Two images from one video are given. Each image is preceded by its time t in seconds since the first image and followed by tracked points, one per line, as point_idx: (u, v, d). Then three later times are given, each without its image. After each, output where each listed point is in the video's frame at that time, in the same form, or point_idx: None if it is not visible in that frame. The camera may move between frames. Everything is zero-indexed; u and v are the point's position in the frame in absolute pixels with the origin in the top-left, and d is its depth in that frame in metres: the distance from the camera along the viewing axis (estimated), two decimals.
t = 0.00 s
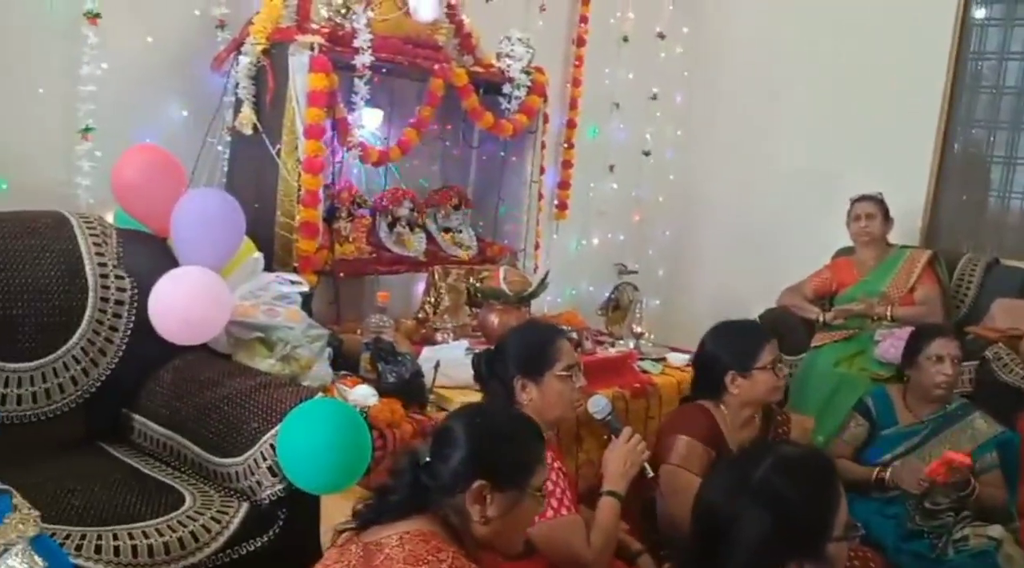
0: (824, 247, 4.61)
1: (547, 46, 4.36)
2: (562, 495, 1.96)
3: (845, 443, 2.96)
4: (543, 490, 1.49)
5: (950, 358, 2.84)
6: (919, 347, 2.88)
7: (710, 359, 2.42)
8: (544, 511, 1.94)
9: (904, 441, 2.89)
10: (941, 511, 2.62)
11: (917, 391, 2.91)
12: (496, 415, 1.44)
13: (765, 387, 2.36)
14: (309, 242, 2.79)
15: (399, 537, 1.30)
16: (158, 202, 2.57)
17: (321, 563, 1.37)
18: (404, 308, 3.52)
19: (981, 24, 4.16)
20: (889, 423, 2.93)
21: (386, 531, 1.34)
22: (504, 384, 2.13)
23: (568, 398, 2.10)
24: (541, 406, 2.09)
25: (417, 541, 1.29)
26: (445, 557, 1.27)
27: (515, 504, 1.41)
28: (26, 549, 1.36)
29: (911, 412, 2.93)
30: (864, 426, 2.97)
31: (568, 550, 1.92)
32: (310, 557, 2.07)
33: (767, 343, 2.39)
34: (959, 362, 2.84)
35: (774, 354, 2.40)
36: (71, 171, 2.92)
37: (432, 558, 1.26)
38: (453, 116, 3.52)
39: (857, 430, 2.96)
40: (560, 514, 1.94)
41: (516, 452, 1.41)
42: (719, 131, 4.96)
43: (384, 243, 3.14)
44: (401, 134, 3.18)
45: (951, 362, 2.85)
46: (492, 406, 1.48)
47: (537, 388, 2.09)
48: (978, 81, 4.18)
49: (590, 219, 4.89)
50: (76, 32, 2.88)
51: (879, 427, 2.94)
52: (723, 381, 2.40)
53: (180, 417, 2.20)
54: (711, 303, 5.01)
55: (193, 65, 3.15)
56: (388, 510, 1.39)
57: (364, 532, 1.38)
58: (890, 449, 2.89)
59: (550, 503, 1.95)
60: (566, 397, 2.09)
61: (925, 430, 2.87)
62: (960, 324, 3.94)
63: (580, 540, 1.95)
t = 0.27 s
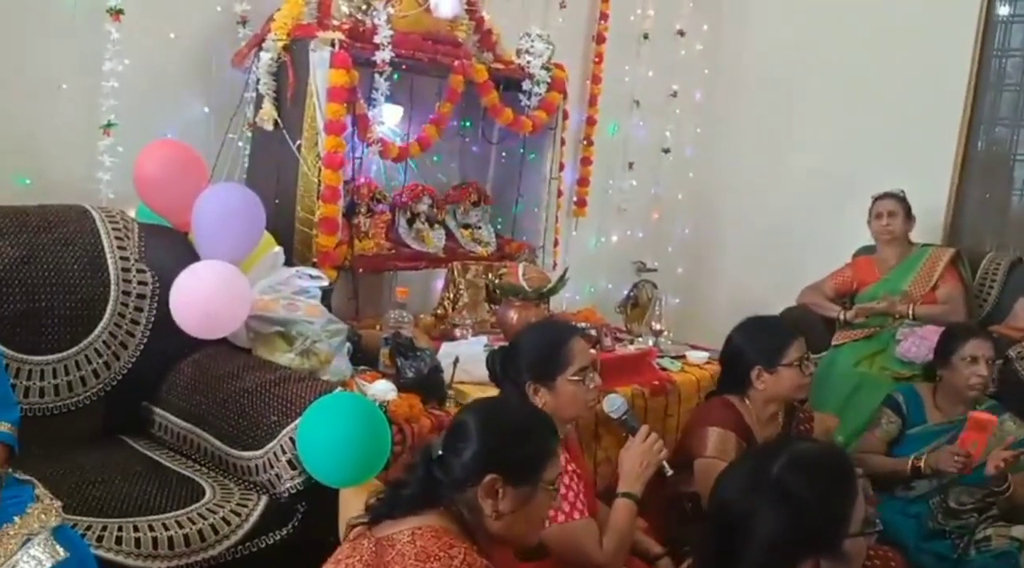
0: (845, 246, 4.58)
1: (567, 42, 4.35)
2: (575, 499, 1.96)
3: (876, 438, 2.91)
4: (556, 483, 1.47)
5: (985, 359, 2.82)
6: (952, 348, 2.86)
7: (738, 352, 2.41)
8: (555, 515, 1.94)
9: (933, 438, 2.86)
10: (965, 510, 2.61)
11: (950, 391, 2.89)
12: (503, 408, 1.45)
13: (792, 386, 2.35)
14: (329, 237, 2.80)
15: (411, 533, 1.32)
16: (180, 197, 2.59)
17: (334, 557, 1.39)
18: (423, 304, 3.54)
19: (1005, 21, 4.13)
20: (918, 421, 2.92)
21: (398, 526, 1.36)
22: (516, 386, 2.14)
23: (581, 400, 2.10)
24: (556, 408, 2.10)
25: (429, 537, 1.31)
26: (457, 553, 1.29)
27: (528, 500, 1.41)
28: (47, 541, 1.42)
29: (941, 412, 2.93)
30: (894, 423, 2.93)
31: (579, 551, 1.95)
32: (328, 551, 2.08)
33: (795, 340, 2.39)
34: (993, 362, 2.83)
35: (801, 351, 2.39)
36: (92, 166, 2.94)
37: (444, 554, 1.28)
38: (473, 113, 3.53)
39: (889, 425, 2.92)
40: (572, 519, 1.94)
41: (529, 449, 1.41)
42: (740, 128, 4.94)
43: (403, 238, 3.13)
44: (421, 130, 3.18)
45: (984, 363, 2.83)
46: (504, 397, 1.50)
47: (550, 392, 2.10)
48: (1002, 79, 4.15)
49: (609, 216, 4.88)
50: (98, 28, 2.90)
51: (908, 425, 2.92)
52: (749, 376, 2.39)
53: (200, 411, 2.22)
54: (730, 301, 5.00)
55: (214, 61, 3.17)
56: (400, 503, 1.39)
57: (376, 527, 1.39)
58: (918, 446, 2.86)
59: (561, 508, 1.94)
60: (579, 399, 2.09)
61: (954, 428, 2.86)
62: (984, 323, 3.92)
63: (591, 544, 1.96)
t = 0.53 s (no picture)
0: (849, 245, 4.57)
1: (571, 40, 4.35)
2: (568, 508, 1.95)
3: (878, 438, 2.89)
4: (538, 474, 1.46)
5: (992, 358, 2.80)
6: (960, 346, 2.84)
7: (741, 351, 2.40)
8: (548, 525, 1.93)
9: (940, 438, 2.84)
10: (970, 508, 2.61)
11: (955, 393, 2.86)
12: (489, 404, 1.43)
13: (795, 387, 2.35)
14: (331, 235, 2.80)
15: (391, 532, 1.32)
16: (181, 193, 2.59)
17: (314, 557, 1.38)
18: (425, 301, 3.54)
19: (1011, 20, 4.14)
20: (923, 421, 2.89)
21: (378, 525, 1.36)
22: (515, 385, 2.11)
23: (577, 405, 2.10)
24: (550, 416, 2.10)
25: (410, 536, 1.31)
26: (438, 551, 1.29)
27: (509, 492, 1.42)
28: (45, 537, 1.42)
29: (947, 411, 2.89)
30: (897, 423, 2.90)
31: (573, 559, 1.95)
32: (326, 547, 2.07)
33: (798, 341, 2.37)
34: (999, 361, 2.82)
35: (804, 352, 2.37)
36: (94, 163, 2.94)
37: (423, 553, 1.28)
38: (476, 111, 3.51)
39: (892, 426, 2.88)
40: (564, 527, 1.94)
41: (511, 447, 1.41)
42: (743, 127, 4.93)
43: (405, 236, 3.11)
44: (423, 128, 3.17)
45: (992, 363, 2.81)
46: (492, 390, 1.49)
47: (543, 402, 2.09)
48: (1009, 77, 4.15)
49: (612, 215, 4.87)
50: (100, 24, 2.90)
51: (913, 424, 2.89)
52: (751, 378, 2.38)
53: (199, 407, 2.21)
54: (733, 301, 4.99)
55: (217, 58, 3.17)
56: (380, 500, 1.40)
57: (357, 524, 1.40)
58: (925, 445, 2.84)
59: (554, 517, 1.93)
60: (575, 407, 2.09)
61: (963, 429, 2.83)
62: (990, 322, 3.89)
63: (584, 552, 1.95)
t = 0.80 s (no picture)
0: (837, 245, 4.59)
1: (560, 40, 4.35)
2: (549, 512, 1.96)
3: (858, 436, 2.97)
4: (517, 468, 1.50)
5: (964, 356, 2.85)
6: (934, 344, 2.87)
7: (716, 355, 2.42)
8: (529, 529, 1.94)
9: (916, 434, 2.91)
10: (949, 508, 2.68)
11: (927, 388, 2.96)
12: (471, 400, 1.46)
13: (770, 391, 2.36)
14: (317, 234, 2.80)
15: (371, 526, 1.33)
16: (166, 191, 2.59)
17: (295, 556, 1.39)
18: (412, 300, 3.55)
19: (997, 20, 4.17)
20: (900, 419, 2.97)
21: (359, 520, 1.36)
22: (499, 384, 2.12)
23: (559, 409, 2.11)
24: (534, 419, 2.12)
25: (389, 530, 1.31)
26: (417, 544, 1.29)
27: (488, 486, 1.45)
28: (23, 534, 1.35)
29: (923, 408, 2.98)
30: (876, 421, 2.99)
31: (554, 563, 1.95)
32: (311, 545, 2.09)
33: (773, 342, 2.38)
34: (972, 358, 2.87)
35: (778, 355, 2.38)
36: (80, 162, 2.94)
37: (404, 547, 1.28)
38: (464, 111, 3.51)
39: (870, 423, 2.98)
40: (544, 531, 1.95)
41: (489, 442, 1.44)
42: (732, 125, 4.94)
43: (393, 236, 3.11)
44: (411, 127, 3.18)
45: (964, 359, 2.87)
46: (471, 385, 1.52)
47: (527, 406, 2.11)
48: (995, 77, 4.19)
49: (601, 215, 4.86)
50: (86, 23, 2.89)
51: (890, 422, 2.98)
52: (726, 381, 2.40)
53: (183, 406, 2.22)
54: (722, 300, 5.01)
55: (203, 56, 3.16)
56: (361, 496, 1.45)
57: (339, 521, 1.41)
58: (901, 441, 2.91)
59: (535, 521, 1.95)
60: (557, 410, 2.11)
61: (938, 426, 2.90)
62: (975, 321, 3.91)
63: (564, 554, 1.96)
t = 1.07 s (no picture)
0: (811, 245, 4.66)
1: (537, 42, 4.36)
2: (524, 507, 1.97)
3: (824, 439, 3.01)
4: (501, 469, 1.50)
5: (921, 354, 2.92)
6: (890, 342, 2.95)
7: (677, 360, 2.43)
8: (504, 524, 1.95)
9: (880, 436, 2.96)
10: (919, 506, 2.74)
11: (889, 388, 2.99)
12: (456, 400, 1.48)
13: (732, 394, 2.38)
14: (291, 234, 2.80)
15: (357, 523, 1.34)
16: (139, 192, 2.58)
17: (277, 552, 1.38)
18: (388, 300, 3.56)
19: (970, 23, 4.22)
20: (864, 420, 3.00)
21: (344, 518, 1.38)
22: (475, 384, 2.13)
23: (536, 405, 2.11)
24: (511, 414, 2.11)
25: (375, 527, 1.33)
26: (402, 540, 1.31)
27: (472, 485, 1.45)
28: None
29: (885, 407, 3.01)
30: (840, 423, 3.03)
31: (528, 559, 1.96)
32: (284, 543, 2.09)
33: (735, 348, 2.39)
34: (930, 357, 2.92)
35: (741, 359, 2.39)
36: (54, 162, 2.93)
37: (389, 542, 1.30)
38: (442, 111, 3.51)
39: (834, 426, 3.02)
40: (519, 526, 1.96)
41: (476, 440, 1.45)
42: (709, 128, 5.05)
43: (369, 236, 3.12)
44: (387, 128, 3.18)
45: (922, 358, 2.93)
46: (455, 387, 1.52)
47: (504, 402, 2.11)
48: (968, 81, 4.23)
49: (579, 217, 4.85)
50: (60, 22, 2.88)
51: (854, 423, 3.02)
52: (688, 385, 2.41)
53: (156, 406, 2.22)
54: (699, 301, 5.10)
55: (177, 56, 3.16)
56: (344, 494, 1.46)
57: (325, 519, 1.43)
58: (867, 443, 2.96)
59: (510, 516, 1.96)
60: (534, 405, 2.11)
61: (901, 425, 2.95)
62: (947, 323, 4.01)
63: (537, 552, 1.96)
